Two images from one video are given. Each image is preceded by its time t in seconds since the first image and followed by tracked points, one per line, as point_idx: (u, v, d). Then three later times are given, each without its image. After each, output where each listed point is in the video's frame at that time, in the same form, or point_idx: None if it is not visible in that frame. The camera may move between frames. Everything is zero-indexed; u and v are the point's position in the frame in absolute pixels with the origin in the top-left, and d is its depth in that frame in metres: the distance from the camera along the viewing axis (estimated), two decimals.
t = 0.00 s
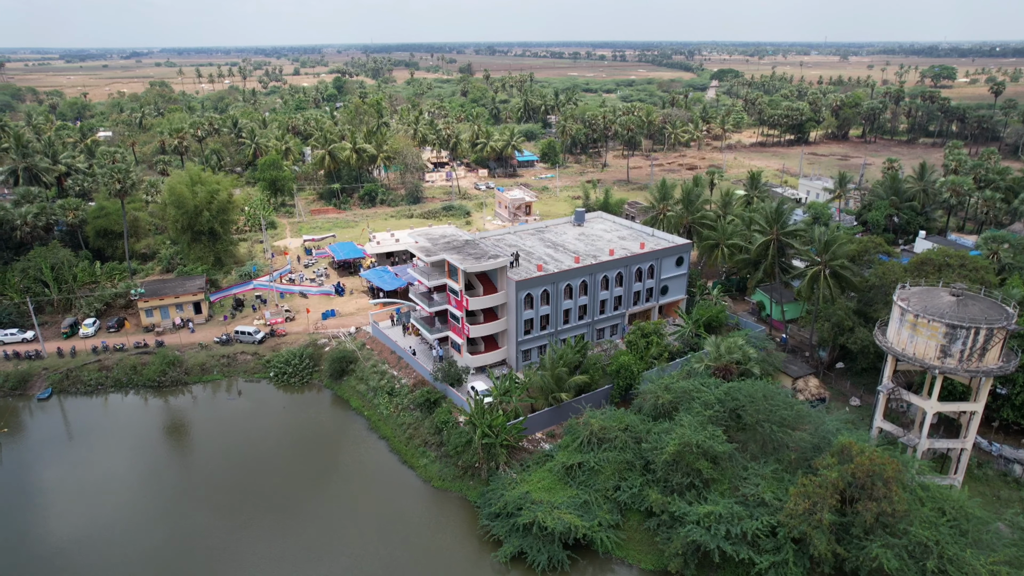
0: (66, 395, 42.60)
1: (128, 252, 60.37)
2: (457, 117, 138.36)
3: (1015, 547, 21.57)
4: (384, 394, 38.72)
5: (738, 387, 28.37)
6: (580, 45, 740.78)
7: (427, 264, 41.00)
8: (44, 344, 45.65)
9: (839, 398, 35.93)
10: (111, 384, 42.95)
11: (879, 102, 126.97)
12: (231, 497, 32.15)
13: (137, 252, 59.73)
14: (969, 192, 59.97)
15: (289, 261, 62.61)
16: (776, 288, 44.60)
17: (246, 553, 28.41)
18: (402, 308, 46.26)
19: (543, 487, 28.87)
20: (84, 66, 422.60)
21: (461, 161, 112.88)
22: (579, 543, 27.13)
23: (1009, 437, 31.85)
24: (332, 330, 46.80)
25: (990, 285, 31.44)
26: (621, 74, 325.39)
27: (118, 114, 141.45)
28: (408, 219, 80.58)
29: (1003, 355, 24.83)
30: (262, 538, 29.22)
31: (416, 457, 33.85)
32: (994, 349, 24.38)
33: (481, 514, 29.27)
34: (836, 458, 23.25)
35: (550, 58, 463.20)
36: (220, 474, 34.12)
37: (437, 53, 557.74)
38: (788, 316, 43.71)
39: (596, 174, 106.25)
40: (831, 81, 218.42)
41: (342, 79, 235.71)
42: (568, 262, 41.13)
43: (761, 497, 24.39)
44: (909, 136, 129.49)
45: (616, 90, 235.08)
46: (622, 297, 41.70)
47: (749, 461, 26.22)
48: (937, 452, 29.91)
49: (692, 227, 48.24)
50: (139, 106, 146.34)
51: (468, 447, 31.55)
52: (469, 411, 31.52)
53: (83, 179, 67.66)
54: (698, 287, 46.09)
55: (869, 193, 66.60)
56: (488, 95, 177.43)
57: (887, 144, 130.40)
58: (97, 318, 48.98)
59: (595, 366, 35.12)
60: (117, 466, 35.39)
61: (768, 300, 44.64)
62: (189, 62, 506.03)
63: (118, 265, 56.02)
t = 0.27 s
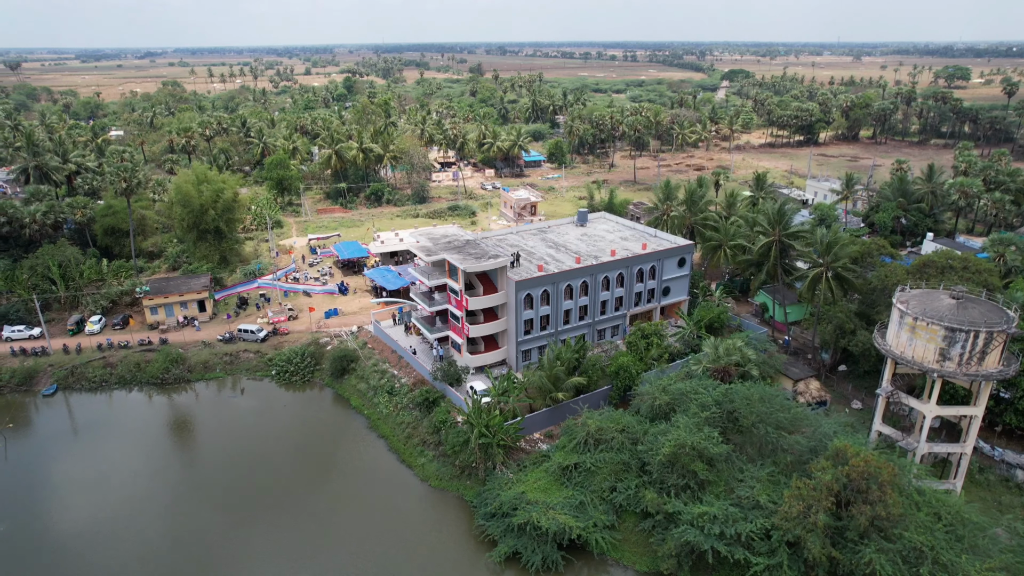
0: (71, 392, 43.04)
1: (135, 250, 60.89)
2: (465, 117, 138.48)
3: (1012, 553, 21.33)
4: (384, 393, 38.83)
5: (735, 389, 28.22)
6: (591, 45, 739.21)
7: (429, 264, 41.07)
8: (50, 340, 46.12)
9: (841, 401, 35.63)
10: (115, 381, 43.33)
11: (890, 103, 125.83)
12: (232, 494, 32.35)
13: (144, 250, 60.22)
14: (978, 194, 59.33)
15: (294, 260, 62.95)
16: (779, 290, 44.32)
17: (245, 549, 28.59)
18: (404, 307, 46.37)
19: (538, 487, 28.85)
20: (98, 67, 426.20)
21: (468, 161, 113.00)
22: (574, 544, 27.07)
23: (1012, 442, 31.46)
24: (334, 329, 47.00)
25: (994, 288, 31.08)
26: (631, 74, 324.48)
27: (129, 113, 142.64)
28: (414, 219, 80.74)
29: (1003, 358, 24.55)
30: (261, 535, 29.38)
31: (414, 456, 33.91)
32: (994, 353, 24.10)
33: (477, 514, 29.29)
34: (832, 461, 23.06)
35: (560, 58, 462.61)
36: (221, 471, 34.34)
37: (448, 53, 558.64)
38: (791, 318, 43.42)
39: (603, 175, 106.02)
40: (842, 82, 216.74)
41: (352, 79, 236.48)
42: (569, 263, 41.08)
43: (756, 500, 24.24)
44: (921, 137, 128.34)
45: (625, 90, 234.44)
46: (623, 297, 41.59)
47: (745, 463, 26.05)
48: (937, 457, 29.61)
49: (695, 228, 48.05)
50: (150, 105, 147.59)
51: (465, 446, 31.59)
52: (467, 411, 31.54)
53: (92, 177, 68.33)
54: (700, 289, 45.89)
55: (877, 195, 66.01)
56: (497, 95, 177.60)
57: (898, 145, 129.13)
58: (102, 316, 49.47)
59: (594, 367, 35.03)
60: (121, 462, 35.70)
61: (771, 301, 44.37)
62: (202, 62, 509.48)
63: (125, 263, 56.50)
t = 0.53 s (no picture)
0: (76, 388, 43.47)
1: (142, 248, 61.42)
2: (472, 117, 138.65)
3: (1009, 558, 21.09)
4: (384, 392, 38.97)
5: (733, 391, 28.05)
6: (601, 45, 738.26)
7: (430, 263, 41.14)
8: (56, 337, 46.61)
9: (842, 404, 35.34)
10: (119, 377, 43.73)
11: (900, 103, 124.78)
12: (233, 491, 32.58)
13: (150, 248, 60.74)
14: (987, 196, 58.73)
15: (299, 258, 63.29)
16: (782, 291, 44.04)
17: (244, 545, 28.78)
18: (406, 306, 46.51)
19: (534, 488, 28.84)
20: (112, 67, 430.21)
21: (475, 161, 113.15)
22: (569, 544, 27.01)
23: (1015, 446, 31.10)
24: (336, 328, 47.20)
25: (996, 291, 30.75)
26: (642, 74, 323.63)
27: (140, 112, 143.92)
28: (419, 218, 80.96)
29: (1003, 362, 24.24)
30: (260, 531, 29.56)
31: (413, 455, 33.99)
32: (993, 356, 23.82)
33: (472, 513, 29.31)
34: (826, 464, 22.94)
35: (570, 58, 462.12)
36: (222, 468, 34.59)
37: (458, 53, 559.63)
38: (793, 320, 43.14)
39: (610, 175, 105.82)
40: (853, 82, 215.05)
41: (362, 79, 237.36)
42: (570, 263, 41.03)
43: (750, 502, 24.08)
44: (932, 138, 127.15)
45: (635, 90, 233.86)
46: (624, 298, 41.50)
47: (742, 465, 25.89)
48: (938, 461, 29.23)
49: (698, 228, 47.87)
50: (161, 105, 148.93)
51: (463, 446, 31.65)
52: (464, 410, 31.59)
53: (101, 176, 69.06)
54: (703, 290, 45.69)
55: (884, 196, 65.46)
56: (505, 95, 177.71)
57: (909, 146, 127.99)
58: (108, 313, 49.92)
59: (593, 367, 34.98)
60: (124, 458, 36.01)
61: (773, 303, 44.10)
62: (216, 61, 514.91)
63: (132, 261, 56.99)
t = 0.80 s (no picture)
0: (81, 384, 43.92)
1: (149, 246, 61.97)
2: (480, 117, 138.74)
3: (1005, 565, 20.82)
4: (384, 390, 39.10)
5: (729, 392, 27.90)
6: (612, 45, 735.34)
7: (432, 263, 41.21)
8: (62, 334, 47.11)
9: (844, 406, 35.00)
10: (123, 374, 44.14)
11: (912, 104, 123.58)
12: (233, 487, 32.85)
13: (158, 246, 61.27)
14: (997, 198, 57.96)
15: (304, 257, 63.62)
16: (785, 292, 43.70)
17: (241, 541, 29.04)
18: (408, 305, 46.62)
19: (530, 487, 28.82)
20: (125, 66, 434.02)
21: (482, 160, 113.25)
22: (564, 545, 27.00)
23: (1018, 451, 30.69)
24: (339, 326, 47.37)
25: (998, 294, 30.39)
26: (653, 74, 322.49)
27: (151, 111, 145.18)
28: (425, 218, 81.14)
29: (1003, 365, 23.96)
30: (258, 528, 29.78)
31: (411, 454, 34.07)
32: (993, 359, 23.53)
33: (468, 512, 29.30)
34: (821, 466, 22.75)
35: (580, 58, 461.50)
36: (224, 464, 34.87)
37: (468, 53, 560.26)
38: (797, 321, 42.78)
39: (616, 175, 105.58)
40: (865, 82, 213.18)
41: (371, 78, 238.18)
42: (571, 263, 40.94)
43: (745, 504, 23.86)
44: (945, 139, 125.79)
45: (644, 90, 233.11)
46: (625, 298, 41.38)
47: (737, 467, 25.74)
48: (940, 465, 28.86)
49: (701, 229, 47.61)
50: (173, 104, 150.34)
51: (460, 445, 31.71)
52: (461, 409, 31.63)
53: (110, 174, 69.84)
54: (705, 290, 45.48)
55: (892, 197, 64.83)
56: (514, 95, 177.91)
57: (921, 147, 126.72)
58: (114, 310, 50.36)
59: (592, 367, 34.89)
60: (126, 453, 36.39)
61: (777, 304, 43.75)
62: (229, 60, 518.89)
63: (138, 259, 57.48)
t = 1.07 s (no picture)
0: (86, 380, 44.38)
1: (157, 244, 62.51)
2: (488, 117, 138.82)
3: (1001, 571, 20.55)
4: (384, 389, 39.21)
5: (726, 394, 27.75)
6: (624, 45, 733.36)
7: (433, 262, 41.29)
8: (69, 330, 47.63)
9: (845, 409, 34.69)
10: (127, 370, 44.56)
11: (924, 104, 122.29)
12: (234, 484, 33.07)
13: (164, 244, 61.80)
14: (1007, 199, 57.25)
15: (309, 256, 63.94)
16: (788, 294, 43.39)
17: (239, 538, 29.17)
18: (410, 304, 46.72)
19: (526, 488, 28.77)
20: (140, 66, 438.18)
21: (489, 160, 113.27)
22: (558, 546, 26.95)
23: (1021, 456, 30.28)
24: (341, 324, 47.57)
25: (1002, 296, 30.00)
26: (664, 74, 321.36)
27: (163, 111, 146.50)
28: (430, 217, 81.29)
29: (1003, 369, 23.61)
30: (257, 525, 29.94)
31: (409, 453, 34.14)
32: (992, 363, 23.21)
33: (464, 511, 29.28)
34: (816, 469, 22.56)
35: (590, 58, 460.80)
36: (225, 461, 35.07)
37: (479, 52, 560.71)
38: (799, 323, 42.48)
39: (623, 175, 105.27)
40: (878, 82, 211.28)
41: (381, 78, 238.93)
42: (572, 263, 40.86)
43: (739, 506, 23.67)
44: (958, 140, 124.36)
45: (654, 90, 232.31)
46: (627, 299, 41.25)
47: (732, 469, 25.60)
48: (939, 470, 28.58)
49: (704, 229, 47.34)
50: (184, 103, 151.61)
51: (457, 444, 31.74)
52: (459, 409, 31.67)
53: (119, 173, 70.54)
54: (708, 291, 45.26)
55: (900, 198, 64.17)
56: (523, 95, 177.87)
57: (933, 148, 125.39)
58: (120, 307, 50.87)
59: (590, 368, 34.80)
60: (129, 450, 36.64)
61: (780, 306, 43.45)
62: (242, 60, 522.21)
63: (145, 257, 58.02)
